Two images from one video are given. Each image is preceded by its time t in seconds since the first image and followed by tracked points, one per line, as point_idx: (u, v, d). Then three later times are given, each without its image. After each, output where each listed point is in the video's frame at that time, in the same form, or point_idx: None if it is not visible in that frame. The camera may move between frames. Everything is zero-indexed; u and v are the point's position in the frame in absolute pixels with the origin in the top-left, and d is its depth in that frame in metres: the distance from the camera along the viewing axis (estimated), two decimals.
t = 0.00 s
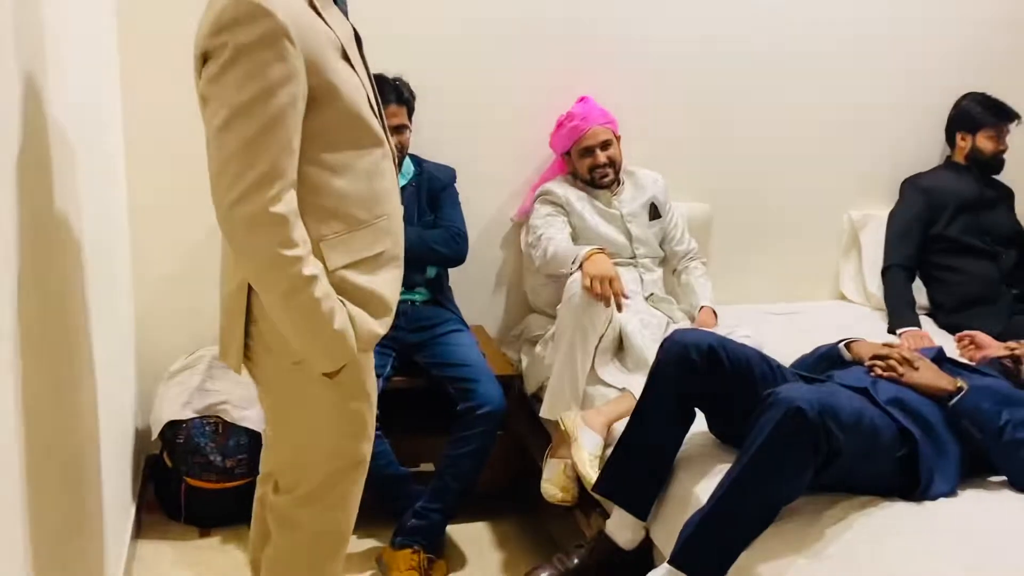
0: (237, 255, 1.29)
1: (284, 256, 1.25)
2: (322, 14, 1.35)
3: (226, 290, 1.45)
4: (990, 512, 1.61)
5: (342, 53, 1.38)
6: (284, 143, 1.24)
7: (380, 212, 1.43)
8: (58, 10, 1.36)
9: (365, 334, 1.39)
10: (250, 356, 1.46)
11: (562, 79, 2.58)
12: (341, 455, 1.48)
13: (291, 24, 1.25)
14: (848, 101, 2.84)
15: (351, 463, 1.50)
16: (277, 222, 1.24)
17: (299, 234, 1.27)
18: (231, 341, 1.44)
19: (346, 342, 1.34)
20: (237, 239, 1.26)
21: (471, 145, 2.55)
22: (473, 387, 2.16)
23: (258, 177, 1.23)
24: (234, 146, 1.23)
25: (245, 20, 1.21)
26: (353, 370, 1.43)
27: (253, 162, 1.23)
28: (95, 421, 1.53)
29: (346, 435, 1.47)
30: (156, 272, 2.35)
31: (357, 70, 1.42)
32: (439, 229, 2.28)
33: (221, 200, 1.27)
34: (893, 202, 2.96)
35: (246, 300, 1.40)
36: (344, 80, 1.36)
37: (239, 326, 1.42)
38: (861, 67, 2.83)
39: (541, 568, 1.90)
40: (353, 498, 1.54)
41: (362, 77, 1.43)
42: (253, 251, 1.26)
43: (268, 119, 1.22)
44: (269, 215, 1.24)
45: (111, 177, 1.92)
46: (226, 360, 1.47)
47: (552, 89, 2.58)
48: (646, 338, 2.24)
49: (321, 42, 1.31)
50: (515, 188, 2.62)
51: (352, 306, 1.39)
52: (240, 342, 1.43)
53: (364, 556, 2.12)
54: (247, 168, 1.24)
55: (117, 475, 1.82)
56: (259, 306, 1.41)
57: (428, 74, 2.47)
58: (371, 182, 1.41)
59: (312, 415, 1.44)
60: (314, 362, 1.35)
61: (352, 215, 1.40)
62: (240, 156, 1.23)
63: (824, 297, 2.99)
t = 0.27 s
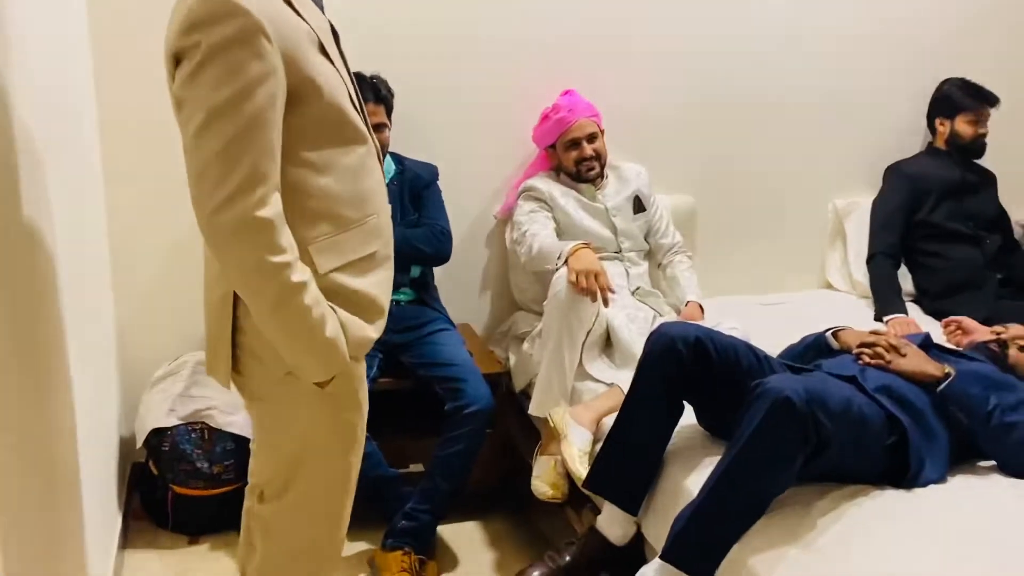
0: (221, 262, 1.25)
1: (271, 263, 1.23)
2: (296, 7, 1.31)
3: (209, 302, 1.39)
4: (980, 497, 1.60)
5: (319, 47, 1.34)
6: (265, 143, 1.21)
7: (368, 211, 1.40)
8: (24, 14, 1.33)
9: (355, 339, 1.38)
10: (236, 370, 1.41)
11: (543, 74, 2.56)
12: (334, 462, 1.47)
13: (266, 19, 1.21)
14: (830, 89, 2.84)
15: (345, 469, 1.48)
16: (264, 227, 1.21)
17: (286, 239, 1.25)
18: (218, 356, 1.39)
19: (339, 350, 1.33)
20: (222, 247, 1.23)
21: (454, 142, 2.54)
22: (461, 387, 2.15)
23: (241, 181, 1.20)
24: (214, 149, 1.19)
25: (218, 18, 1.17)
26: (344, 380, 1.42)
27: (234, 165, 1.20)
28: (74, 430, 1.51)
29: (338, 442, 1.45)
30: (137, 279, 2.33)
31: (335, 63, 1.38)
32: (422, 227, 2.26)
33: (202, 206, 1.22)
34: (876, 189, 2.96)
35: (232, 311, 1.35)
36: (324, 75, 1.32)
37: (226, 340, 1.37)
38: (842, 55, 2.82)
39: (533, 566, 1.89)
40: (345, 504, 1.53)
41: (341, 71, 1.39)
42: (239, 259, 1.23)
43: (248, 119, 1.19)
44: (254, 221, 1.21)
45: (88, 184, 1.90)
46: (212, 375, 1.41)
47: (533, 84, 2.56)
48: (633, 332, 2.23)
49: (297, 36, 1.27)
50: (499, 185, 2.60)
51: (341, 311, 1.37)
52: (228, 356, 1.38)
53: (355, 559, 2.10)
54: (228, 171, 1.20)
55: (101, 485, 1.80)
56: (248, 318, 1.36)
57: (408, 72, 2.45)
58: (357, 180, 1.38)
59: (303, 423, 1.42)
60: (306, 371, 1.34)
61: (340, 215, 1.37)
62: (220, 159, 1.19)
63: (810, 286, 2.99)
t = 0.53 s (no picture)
0: (196, 277, 1.23)
1: (246, 279, 1.22)
2: (267, 14, 1.29)
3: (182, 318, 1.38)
4: (960, 484, 1.61)
5: (291, 53, 1.33)
6: (238, 154, 1.19)
7: (346, 219, 1.39)
8: None
9: (334, 351, 1.38)
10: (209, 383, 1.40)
11: (517, 74, 2.56)
12: (308, 476, 1.46)
13: (236, 28, 1.20)
14: (803, 81, 2.85)
15: (317, 483, 1.48)
16: (237, 242, 1.20)
17: (260, 253, 1.23)
18: (190, 371, 1.38)
19: (314, 364, 1.32)
20: (196, 263, 1.22)
21: (429, 144, 2.53)
22: (442, 391, 2.14)
23: (214, 194, 1.19)
24: (184, 162, 1.18)
25: (187, 28, 1.16)
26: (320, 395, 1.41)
27: (207, 178, 1.19)
28: (49, 447, 1.49)
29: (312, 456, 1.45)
30: (111, 290, 2.31)
31: (307, 69, 1.36)
32: (399, 231, 2.25)
33: (174, 220, 1.21)
34: (851, 179, 2.98)
35: (205, 325, 1.34)
36: (297, 82, 1.31)
37: (199, 356, 1.36)
38: (815, 47, 2.84)
39: (520, 567, 1.88)
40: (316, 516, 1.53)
41: (314, 77, 1.37)
42: (214, 275, 1.22)
43: (219, 130, 1.17)
44: (228, 235, 1.20)
45: (58, 198, 1.88)
46: (184, 391, 1.40)
47: (507, 83, 2.56)
48: (613, 330, 2.23)
49: (268, 43, 1.26)
50: (476, 186, 2.60)
51: (318, 323, 1.37)
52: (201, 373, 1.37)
53: (341, 565, 2.09)
54: (200, 184, 1.19)
55: (81, 501, 1.78)
56: (221, 334, 1.35)
57: (381, 74, 2.43)
58: (334, 188, 1.37)
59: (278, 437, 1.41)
60: (283, 388, 1.32)
61: (318, 224, 1.36)
62: (192, 171, 1.18)
63: (789, 277, 3.00)
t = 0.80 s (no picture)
0: (178, 297, 1.23)
1: (230, 297, 1.22)
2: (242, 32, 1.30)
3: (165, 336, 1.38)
4: (936, 479, 1.64)
5: (268, 68, 1.33)
6: (218, 173, 1.19)
7: (328, 231, 1.40)
8: None
9: (318, 365, 1.38)
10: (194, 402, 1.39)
11: (492, 80, 2.57)
12: (291, 491, 1.47)
13: (212, 46, 1.20)
14: (776, 82, 2.88)
15: (300, 498, 1.49)
16: (221, 261, 1.20)
17: (243, 271, 1.24)
18: (174, 390, 1.38)
19: (301, 379, 1.32)
20: (179, 283, 1.21)
21: (406, 152, 2.53)
22: (424, 399, 2.14)
23: (196, 213, 1.19)
24: (165, 182, 1.18)
25: (163, 47, 1.16)
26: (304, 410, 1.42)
27: (188, 197, 1.19)
28: (27, 468, 1.48)
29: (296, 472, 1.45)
30: (87, 307, 2.29)
31: (285, 84, 1.36)
32: (377, 241, 2.26)
33: (156, 241, 1.21)
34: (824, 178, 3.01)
35: (189, 344, 1.34)
36: (275, 98, 1.31)
37: (183, 375, 1.36)
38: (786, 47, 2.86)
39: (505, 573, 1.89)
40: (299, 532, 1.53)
41: (292, 91, 1.37)
42: (198, 294, 1.22)
43: (199, 149, 1.17)
44: (212, 254, 1.20)
45: (32, 217, 1.86)
46: (168, 410, 1.40)
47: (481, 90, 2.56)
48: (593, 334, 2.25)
49: (245, 59, 1.26)
50: (453, 193, 2.60)
51: (302, 338, 1.37)
52: (185, 391, 1.37)
53: None
54: (182, 204, 1.19)
55: (62, 521, 1.77)
56: (204, 353, 1.35)
57: (356, 83, 2.43)
58: (315, 202, 1.37)
59: (262, 454, 1.42)
60: (268, 405, 1.32)
61: (300, 239, 1.36)
62: (172, 192, 1.18)
63: (766, 277, 3.03)
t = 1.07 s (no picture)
0: (153, 313, 1.22)
1: (209, 311, 1.21)
2: (212, 44, 1.29)
3: (139, 352, 1.36)
4: (908, 475, 1.65)
5: (239, 80, 1.32)
6: (193, 187, 1.19)
7: (303, 242, 1.38)
8: None
9: (295, 377, 1.37)
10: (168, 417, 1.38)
11: (463, 87, 2.57)
12: (269, 505, 1.45)
13: (184, 59, 1.19)
14: (745, 83, 2.90)
15: (279, 512, 1.47)
16: (198, 275, 1.19)
17: (220, 286, 1.23)
18: (149, 405, 1.37)
19: (278, 393, 1.31)
20: (155, 299, 1.20)
21: (377, 160, 2.52)
22: (399, 407, 2.13)
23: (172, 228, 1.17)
24: (139, 198, 1.16)
25: (134, 61, 1.15)
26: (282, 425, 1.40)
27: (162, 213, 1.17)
28: None
29: (273, 487, 1.44)
30: (55, 322, 2.26)
31: (256, 95, 1.35)
32: (350, 249, 2.25)
33: (129, 258, 1.19)
34: (794, 179, 3.04)
35: (163, 358, 1.32)
36: (247, 109, 1.30)
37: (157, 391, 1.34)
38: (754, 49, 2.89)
39: None
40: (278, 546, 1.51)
41: (264, 103, 1.36)
42: (174, 309, 1.20)
43: (174, 164, 1.16)
44: (189, 269, 1.18)
45: None
46: (144, 425, 1.38)
47: (452, 97, 2.56)
48: (568, 338, 2.25)
49: (215, 72, 1.25)
50: (426, 200, 2.60)
51: (278, 350, 1.35)
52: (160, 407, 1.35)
53: None
54: (157, 220, 1.17)
55: (32, 540, 1.75)
56: (179, 368, 1.33)
57: (325, 92, 2.42)
58: (289, 213, 1.36)
59: (238, 469, 1.40)
60: (244, 420, 1.31)
61: (274, 251, 1.34)
62: (147, 207, 1.17)
63: (738, 278, 3.05)
